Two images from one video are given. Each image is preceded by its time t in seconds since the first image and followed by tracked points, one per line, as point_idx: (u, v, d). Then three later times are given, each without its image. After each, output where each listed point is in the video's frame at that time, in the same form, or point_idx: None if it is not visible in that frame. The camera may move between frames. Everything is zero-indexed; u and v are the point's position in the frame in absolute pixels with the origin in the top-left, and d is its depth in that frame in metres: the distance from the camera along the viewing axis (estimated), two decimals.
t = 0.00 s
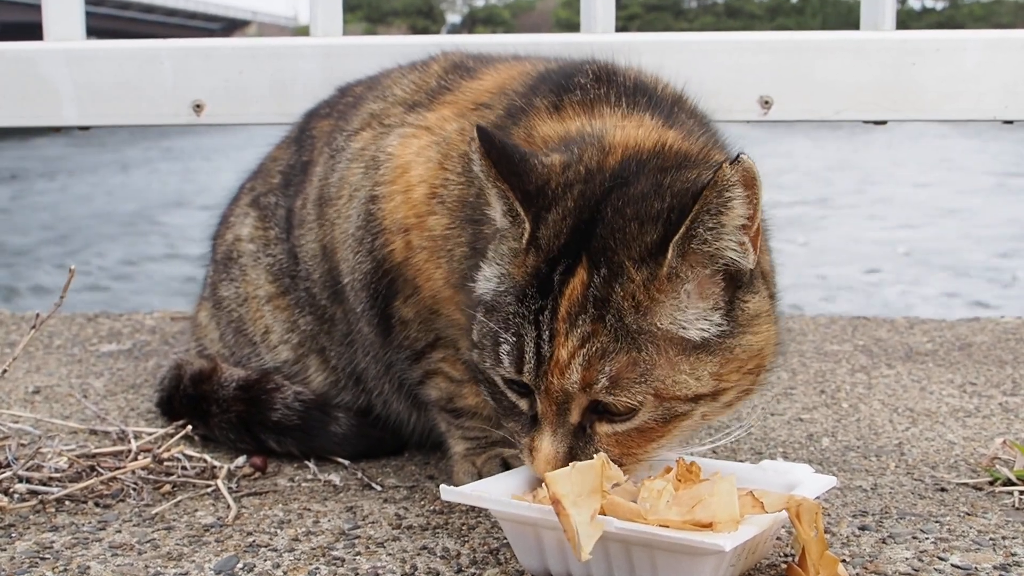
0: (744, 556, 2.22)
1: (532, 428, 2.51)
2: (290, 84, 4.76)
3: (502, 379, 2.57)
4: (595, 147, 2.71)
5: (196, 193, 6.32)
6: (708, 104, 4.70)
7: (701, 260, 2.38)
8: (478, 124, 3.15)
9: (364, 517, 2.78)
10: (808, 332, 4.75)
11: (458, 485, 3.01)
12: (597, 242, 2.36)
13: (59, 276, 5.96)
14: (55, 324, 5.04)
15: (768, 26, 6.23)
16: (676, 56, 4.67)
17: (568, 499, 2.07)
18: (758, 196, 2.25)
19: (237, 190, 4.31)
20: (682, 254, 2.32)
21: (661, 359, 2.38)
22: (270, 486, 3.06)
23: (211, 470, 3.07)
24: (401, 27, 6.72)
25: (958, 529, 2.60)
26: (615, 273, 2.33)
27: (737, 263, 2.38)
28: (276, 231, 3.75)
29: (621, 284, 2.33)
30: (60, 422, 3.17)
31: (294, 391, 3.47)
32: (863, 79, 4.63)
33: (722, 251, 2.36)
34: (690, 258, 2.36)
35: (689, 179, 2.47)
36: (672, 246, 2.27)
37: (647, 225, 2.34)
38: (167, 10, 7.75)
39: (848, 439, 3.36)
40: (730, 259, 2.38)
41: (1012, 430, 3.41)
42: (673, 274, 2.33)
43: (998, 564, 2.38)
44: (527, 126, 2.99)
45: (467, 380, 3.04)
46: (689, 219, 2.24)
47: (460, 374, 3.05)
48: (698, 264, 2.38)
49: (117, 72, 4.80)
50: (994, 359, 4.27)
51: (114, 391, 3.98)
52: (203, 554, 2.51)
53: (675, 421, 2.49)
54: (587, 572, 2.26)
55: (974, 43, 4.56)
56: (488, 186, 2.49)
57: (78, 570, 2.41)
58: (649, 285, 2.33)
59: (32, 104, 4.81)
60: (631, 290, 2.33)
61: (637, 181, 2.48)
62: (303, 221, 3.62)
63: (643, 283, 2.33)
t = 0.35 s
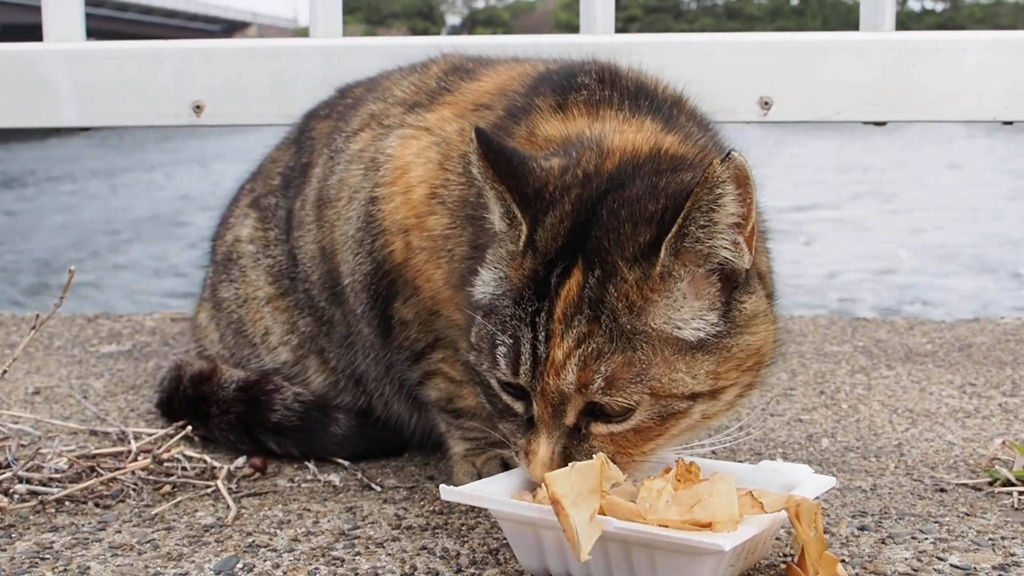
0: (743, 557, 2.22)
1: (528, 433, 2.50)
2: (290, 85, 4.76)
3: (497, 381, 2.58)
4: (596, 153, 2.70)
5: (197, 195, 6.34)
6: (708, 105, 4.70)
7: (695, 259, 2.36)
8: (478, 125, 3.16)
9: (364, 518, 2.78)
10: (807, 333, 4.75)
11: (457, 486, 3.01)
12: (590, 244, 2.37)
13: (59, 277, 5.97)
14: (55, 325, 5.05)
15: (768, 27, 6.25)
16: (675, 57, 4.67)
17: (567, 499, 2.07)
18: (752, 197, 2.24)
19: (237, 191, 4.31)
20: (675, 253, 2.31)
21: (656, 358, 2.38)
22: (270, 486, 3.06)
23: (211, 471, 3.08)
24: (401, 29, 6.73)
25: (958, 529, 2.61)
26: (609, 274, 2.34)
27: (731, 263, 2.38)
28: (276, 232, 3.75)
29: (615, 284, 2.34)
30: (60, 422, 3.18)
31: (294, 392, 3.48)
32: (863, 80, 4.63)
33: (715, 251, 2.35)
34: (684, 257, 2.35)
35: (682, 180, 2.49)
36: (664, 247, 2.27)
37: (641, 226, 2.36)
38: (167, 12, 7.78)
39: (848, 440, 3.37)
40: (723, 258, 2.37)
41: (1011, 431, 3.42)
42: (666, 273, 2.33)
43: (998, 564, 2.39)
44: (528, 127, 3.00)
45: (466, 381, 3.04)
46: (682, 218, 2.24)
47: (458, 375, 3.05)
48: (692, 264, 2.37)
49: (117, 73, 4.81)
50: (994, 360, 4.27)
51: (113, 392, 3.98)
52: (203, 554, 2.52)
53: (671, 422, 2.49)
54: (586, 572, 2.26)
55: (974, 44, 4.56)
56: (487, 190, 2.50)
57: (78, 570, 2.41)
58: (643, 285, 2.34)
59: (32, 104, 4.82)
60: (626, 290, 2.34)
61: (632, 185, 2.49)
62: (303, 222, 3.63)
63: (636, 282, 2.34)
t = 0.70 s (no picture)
0: (743, 556, 2.22)
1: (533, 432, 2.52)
2: (289, 84, 4.76)
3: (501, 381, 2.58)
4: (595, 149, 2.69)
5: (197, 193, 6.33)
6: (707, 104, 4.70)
7: (694, 258, 2.36)
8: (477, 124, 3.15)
9: (364, 517, 2.78)
10: (807, 332, 4.75)
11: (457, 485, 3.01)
12: (590, 245, 2.37)
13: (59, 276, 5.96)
14: (54, 325, 5.04)
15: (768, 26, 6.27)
16: (674, 56, 4.67)
17: (566, 500, 2.06)
18: (749, 193, 2.24)
19: (237, 190, 4.31)
20: (674, 252, 2.30)
21: (656, 359, 2.39)
22: (270, 486, 3.06)
23: (210, 470, 3.07)
24: (400, 27, 6.75)
25: (957, 529, 2.61)
26: (608, 276, 2.34)
27: (729, 260, 2.38)
28: (276, 231, 3.75)
29: (615, 287, 2.34)
30: (59, 422, 3.17)
31: (294, 392, 3.47)
32: (862, 80, 4.63)
33: (713, 249, 2.35)
34: (683, 255, 2.35)
35: (681, 177, 2.47)
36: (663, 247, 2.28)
37: (640, 227, 2.36)
38: (166, 10, 7.79)
39: (848, 439, 3.36)
40: (722, 256, 2.36)
41: (1011, 430, 3.42)
42: (665, 274, 2.33)
43: (997, 563, 2.38)
44: (526, 125, 3.00)
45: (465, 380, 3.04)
46: (679, 217, 2.24)
47: (457, 373, 3.05)
48: (690, 262, 2.37)
49: (116, 72, 4.81)
50: (994, 359, 4.27)
51: (113, 391, 3.98)
52: (203, 554, 2.52)
53: (673, 420, 2.50)
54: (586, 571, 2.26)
55: (974, 44, 4.56)
56: (485, 188, 2.49)
57: (78, 570, 2.41)
58: (642, 286, 2.34)
59: (31, 103, 4.81)
60: (626, 292, 2.34)
61: (631, 182, 2.48)
62: (303, 221, 3.62)
63: (636, 283, 2.34)
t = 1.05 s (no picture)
0: (744, 559, 2.23)
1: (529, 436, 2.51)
2: (289, 85, 4.76)
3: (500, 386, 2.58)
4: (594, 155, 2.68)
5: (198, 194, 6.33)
6: (707, 106, 4.69)
7: (689, 258, 2.36)
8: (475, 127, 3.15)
9: (364, 519, 2.78)
10: (808, 333, 4.75)
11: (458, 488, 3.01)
12: (586, 247, 2.36)
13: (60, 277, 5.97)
14: (55, 325, 5.04)
15: (769, 25, 6.28)
16: (675, 59, 4.67)
17: (567, 503, 2.07)
18: (746, 195, 2.24)
19: (238, 191, 4.31)
20: (671, 253, 2.31)
21: (653, 359, 2.38)
22: (271, 488, 3.06)
23: (211, 472, 3.08)
24: (401, 27, 6.75)
25: (958, 531, 2.61)
26: (604, 277, 2.34)
27: (727, 262, 2.38)
28: (277, 232, 3.75)
29: (612, 287, 2.34)
30: (61, 424, 3.17)
31: (296, 393, 3.48)
32: (862, 81, 4.63)
33: (709, 249, 2.35)
34: (680, 256, 2.35)
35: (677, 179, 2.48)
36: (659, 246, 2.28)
37: (636, 229, 2.36)
38: (167, 10, 7.79)
39: (849, 441, 3.37)
40: (718, 258, 2.37)
41: (1012, 432, 3.42)
42: (661, 275, 2.33)
43: (998, 566, 2.38)
44: (526, 129, 3.00)
45: (465, 382, 3.04)
46: (676, 217, 2.24)
47: (458, 377, 3.05)
48: (687, 263, 2.38)
49: (117, 73, 4.80)
50: (995, 360, 4.27)
51: (114, 392, 3.98)
52: (204, 556, 2.52)
53: (669, 421, 2.49)
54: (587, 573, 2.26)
55: (975, 45, 4.56)
56: (484, 194, 2.49)
57: (79, 572, 2.41)
58: (638, 287, 2.34)
59: (32, 105, 4.81)
60: (623, 292, 2.34)
61: (627, 184, 2.49)
62: (303, 223, 3.62)
63: (632, 284, 2.34)
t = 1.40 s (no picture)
0: (746, 562, 2.22)
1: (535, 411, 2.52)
2: (290, 87, 4.76)
3: (505, 359, 2.60)
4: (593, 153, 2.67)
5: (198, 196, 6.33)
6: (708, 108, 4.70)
7: (691, 227, 2.40)
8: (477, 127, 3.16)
9: (366, 523, 2.78)
10: (808, 336, 4.75)
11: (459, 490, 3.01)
12: (597, 214, 2.43)
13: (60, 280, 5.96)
14: (55, 328, 5.04)
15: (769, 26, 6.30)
16: (676, 61, 4.67)
17: (568, 508, 2.06)
18: (753, 171, 2.28)
19: (238, 194, 4.31)
20: (670, 217, 2.35)
21: (660, 326, 2.40)
22: (272, 491, 3.05)
23: (212, 475, 3.07)
24: (401, 29, 6.78)
25: (959, 534, 2.60)
26: (609, 242, 2.39)
27: (732, 237, 2.41)
28: (278, 234, 3.75)
29: (615, 251, 2.39)
30: (62, 427, 3.17)
31: (297, 396, 3.47)
32: (861, 84, 4.63)
33: (709, 217, 2.37)
34: (685, 223, 2.39)
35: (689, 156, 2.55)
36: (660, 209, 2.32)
37: (643, 196, 2.43)
38: (167, 12, 7.80)
39: (850, 444, 3.36)
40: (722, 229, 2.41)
41: (1013, 435, 3.41)
42: (662, 240, 2.37)
43: (1000, 569, 2.38)
44: (528, 125, 3.01)
45: (469, 385, 3.05)
46: (676, 182, 2.28)
47: (461, 379, 3.06)
48: (689, 231, 2.40)
49: (116, 75, 4.80)
50: (996, 363, 4.26)
51: (114, 395, 3.98)
52: (205, 560, 2.51)
53: (678, 396, 2.48)
54: None
55: (975, 48, 4.56)
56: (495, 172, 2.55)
57: None
58: (640, 251, 2.38)
59: (32, 107, 4.81)
60: (630, 258, 2.38)
61: (641, 161, 2.57)
62: (304, 225, 3.62)
63: (633, 249, 2.38)
